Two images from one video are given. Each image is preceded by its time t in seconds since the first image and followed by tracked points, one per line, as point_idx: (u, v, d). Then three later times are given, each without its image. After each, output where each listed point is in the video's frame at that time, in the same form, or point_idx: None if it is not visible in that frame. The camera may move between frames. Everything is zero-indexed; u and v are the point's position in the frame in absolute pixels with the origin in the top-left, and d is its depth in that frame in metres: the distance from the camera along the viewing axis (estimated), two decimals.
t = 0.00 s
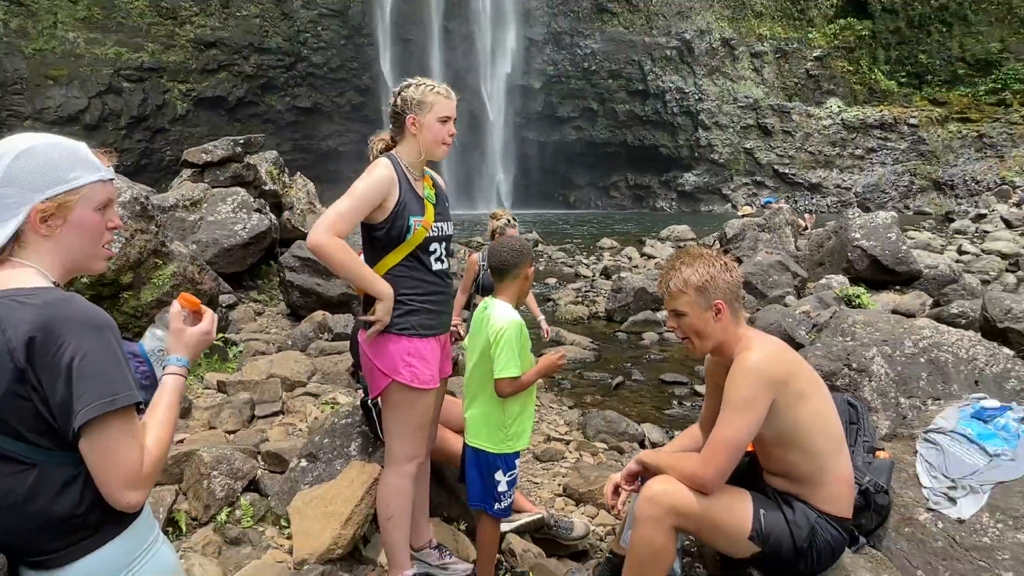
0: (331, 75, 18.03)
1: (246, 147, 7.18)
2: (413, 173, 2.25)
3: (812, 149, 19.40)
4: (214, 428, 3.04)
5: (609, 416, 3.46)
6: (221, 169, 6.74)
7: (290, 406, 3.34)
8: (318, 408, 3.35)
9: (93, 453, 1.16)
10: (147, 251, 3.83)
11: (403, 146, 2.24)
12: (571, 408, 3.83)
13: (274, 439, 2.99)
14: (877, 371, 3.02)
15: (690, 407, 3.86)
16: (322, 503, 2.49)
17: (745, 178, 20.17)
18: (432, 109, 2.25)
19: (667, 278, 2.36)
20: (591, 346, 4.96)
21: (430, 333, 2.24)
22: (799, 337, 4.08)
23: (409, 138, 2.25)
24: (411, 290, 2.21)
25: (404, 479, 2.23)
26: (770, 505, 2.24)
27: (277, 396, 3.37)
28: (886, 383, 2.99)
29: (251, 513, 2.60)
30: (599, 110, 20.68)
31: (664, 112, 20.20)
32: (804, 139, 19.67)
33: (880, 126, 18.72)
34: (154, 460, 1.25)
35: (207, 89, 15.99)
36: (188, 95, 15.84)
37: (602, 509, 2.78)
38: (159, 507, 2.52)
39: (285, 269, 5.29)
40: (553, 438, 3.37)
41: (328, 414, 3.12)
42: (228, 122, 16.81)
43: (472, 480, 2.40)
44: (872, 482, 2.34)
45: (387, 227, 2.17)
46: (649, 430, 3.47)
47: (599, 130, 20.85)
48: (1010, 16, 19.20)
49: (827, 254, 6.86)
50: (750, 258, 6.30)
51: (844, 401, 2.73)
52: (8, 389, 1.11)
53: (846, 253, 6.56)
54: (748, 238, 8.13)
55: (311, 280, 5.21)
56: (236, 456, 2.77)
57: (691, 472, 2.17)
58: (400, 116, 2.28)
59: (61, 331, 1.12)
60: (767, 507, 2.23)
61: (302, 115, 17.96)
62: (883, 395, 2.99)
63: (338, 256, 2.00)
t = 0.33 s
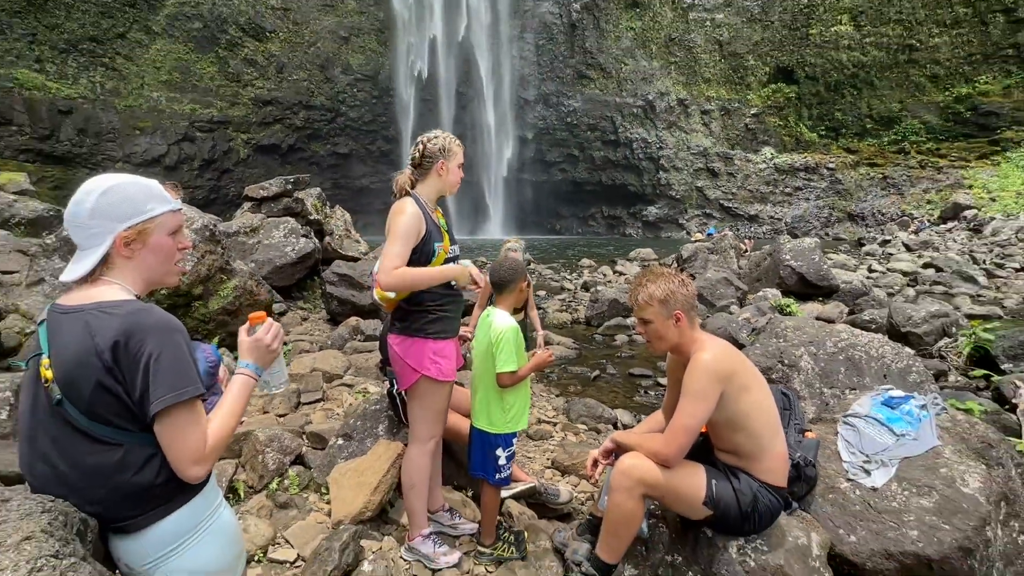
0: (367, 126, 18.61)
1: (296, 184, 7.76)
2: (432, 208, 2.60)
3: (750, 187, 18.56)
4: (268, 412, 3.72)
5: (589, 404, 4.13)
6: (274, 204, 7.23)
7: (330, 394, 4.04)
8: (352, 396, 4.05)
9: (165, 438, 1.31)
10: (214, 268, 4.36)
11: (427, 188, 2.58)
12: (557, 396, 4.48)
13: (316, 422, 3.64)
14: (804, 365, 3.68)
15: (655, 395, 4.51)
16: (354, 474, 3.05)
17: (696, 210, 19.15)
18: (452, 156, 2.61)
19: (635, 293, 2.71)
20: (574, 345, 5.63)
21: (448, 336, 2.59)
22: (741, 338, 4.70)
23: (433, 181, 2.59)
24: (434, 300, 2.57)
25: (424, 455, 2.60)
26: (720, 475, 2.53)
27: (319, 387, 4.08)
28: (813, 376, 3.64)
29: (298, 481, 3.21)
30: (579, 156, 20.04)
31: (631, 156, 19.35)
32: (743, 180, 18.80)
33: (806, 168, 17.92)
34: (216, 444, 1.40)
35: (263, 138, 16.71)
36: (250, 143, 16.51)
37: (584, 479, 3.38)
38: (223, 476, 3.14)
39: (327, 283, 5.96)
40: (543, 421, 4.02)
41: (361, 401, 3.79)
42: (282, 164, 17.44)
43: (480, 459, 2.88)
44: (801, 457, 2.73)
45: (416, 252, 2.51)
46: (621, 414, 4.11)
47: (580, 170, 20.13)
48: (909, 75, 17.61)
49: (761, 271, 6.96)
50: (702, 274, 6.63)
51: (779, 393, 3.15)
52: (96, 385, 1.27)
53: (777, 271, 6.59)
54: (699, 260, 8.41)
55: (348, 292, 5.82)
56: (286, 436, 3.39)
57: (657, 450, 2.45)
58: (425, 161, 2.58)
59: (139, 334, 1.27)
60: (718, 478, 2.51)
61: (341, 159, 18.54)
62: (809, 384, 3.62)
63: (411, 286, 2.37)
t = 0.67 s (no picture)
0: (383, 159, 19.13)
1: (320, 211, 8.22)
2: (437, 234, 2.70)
3: (718, 212, 18.46)
4: (291, 412, 4.12)
5: (578, 407, 4.56)
6: (300, 228, 7.62)
7: (347, 397, 4.47)
8: (368, 398, 4.47)
9: (190, 442, 1.24)
10: (245, 283, 4.85)
11: (433, 214, 2.68)
12: (549, 398, 4.93)
13: (336, 421, 4.02)
14: (767, 371, 4.16)
15: (639, 397, 4.94)
16: (367, 469, 3.20)
17: (670, 234, 19.03)
18: (452, 181, 2.71)
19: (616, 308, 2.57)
20: (564, 353, 6.08)
21: (457, 344, 2.69)
22: (712, 346, 5.17)
23: (439, 208, 2.69)
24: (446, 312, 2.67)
25: (433, 453, 2.73)
26: (694, 469, 2.40)
27: (337, 390, 4.51)
28: (776, 380, 4.11)
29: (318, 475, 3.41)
30: (568, 185, 20.28)
31: (613, 186, 19.40)
32: (711, 207, 18.67)
33: (767, 198, 17.88)
34: (235, 441, 1.37)
35: (292, 168, 17.09)
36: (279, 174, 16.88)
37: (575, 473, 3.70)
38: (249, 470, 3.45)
39: (345, 296, 6.42)
40: (538, 421, 4.43)
41: (376, 404, 4.19)
42: (308, 192, 17.86)
43: (481, 454, 3.02)
44: (768, 453, 2.60)
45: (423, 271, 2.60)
46: (608, 416, 4.51)
47: (569, 198, 20.37)
48: (855, 119, 17.42)
49: (727, 286, 7.47)
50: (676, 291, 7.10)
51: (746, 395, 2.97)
52: (138, 391, 1.24)
53: (743, 286, 7.02)
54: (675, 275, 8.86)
55: (364, 305, 6.28)
56: (308, 435, 3.64)
57: (639, 449, 2.34)
58: (429, 192, 2.68)
59: (180, 340, 1.24)
60: (692, 472, 2.38)
61: (359, 188, 19.03)
62: (773, 388, 4.07)
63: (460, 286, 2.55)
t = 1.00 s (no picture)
0: (384, 179, 19.24)
1: (322, 231, 8.34)
2: (435, 253, 2.76)
3: (712, 230, 18.59)
4: (290, 430, 4.14)
5: (576, 425, 4.59)
6: (302, 246, 7.73)
7: (346, 415, 4.50)
8: (367, 416, 4.50)
9: (186, 466, 1.21)
10: (246, 301, 4.91)
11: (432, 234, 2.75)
12: (547, 415, 4.96)
13: (334, 439, 4.03)
14: (762, 389, 4.23)
15: (635, 414, 4.99)
16: (365, 487, 3.18)
17: (665, 252, 19.08)
18: (447, 201, 2.79)
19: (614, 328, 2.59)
20: (562, 370, 6.13)
21: (456, 363, 2.76)
22: (707, 364, 5.23)
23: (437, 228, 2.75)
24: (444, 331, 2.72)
25: (429, 473, 2.73)
26: (691, 491, 2.41)
27: (336, 407, 4.53)
28: (771, 398, 4.17)
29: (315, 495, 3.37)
30: (565, 205, 20.51)
31: (609, 206, 19.59)
32: (704, 226, 18.79)
33: (758, 218, 18.05)
34: (233, 461, 1.34)
35: (296, 188, 17.21)
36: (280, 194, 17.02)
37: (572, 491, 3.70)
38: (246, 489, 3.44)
39: (346, 314, 6.49)
40: (536, 438, 4.45)
41: (374, 422, 4.21)
42: (311, 212, 18.03)
43: (477, 473, 3.02)
44: (764, 473, 2.60)
45: (423, 290, 2.66)
46: (605, 433, 4.55)
47: (566, 217, 20.59)
48: (842, 141, 17.56)
49: (721, 305, 7.55)
50: (671, 309, 7.17)
51: (742, 415, 2.96)
52: (134, 414, 1.23)
53: (737, 304, 7.11)
54: (670, 293, 8.94)
55: (364, 322, 6.34)
56: (305, 454, 3.60)
57: (636, 469, 2.37)
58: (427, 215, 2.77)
59: (177, 361, 1.23)
60: (689, 493, 2.40)
61: (360, 208, 19.16)
62: (769, 407, 4.12)
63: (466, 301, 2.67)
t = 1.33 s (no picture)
0: (382, 201, 19.47)
1: (321, 252, 8.37)
2: (437, 277, 2.77)
3: (710, 251, 18.73)
4: (285, 455, 4.08)
5: (575, 449, 4.54)
6: (300, 267, 7.74)
7: (342, 439, 4.44)
8: (364, 440, 4.45)
9: (170, 501, 1.19)
10: (243, 323, 4.90)
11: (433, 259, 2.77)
12: (545, 438, 4.91)
13: (329, 464, 3.96)
14: (763, 412, 4.18)
15: (634, 437, 4.94)
16: (359, 515, 3.10)
17: (664, 273, 19.22)
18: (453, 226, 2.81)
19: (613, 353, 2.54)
20: (560, 393, 6.09)
21: (452, 389, 2.73)
22: (706, 387, 5.19)
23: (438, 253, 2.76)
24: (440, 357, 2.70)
25: (423, 501, 2.67)
26: (691, 520, 2.36)
27: (332, 432, 4.48)
28: (771, 421, 4.12)
29: (309, 522, 3.28)
30: (564, 227, 20.68)
31: (608, 228, 19.72)
32: (702, 247, 18.95)
33: (756, 239, 18.24)
34: (219, 496, 1.30)
35: (297, 209, 17.35)
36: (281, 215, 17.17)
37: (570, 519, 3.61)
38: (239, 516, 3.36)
39: (343, 335, 6.46)
40: (534, 463, 4.38)
41: (370, 446, 4.15)
42: (310, 232, 18.18)
43: (473, 500, 2.95)
44: (765, 500, 2.49)
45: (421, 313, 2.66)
46: (604, 457, 4.49)
47: (564, 238, 20.75)
48: (836, 164, 17.80)
49: (720, 326, 7.53)
50: (669, 330, 7.16)
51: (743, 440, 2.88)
52: (122, 444, 1.20)
53: (736, 325, 7.10)
54: (668, 313, 8.93)
55: (361, 344, 6.31)
56: (299, 480, 3.52)
57: (634, 497, 2.32)
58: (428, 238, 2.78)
59: (166, 390, 1.21)
60: (688, 522, 2.34)
61: (360, 229, 19.30)
62: (770, 429, 4.07)
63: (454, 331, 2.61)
